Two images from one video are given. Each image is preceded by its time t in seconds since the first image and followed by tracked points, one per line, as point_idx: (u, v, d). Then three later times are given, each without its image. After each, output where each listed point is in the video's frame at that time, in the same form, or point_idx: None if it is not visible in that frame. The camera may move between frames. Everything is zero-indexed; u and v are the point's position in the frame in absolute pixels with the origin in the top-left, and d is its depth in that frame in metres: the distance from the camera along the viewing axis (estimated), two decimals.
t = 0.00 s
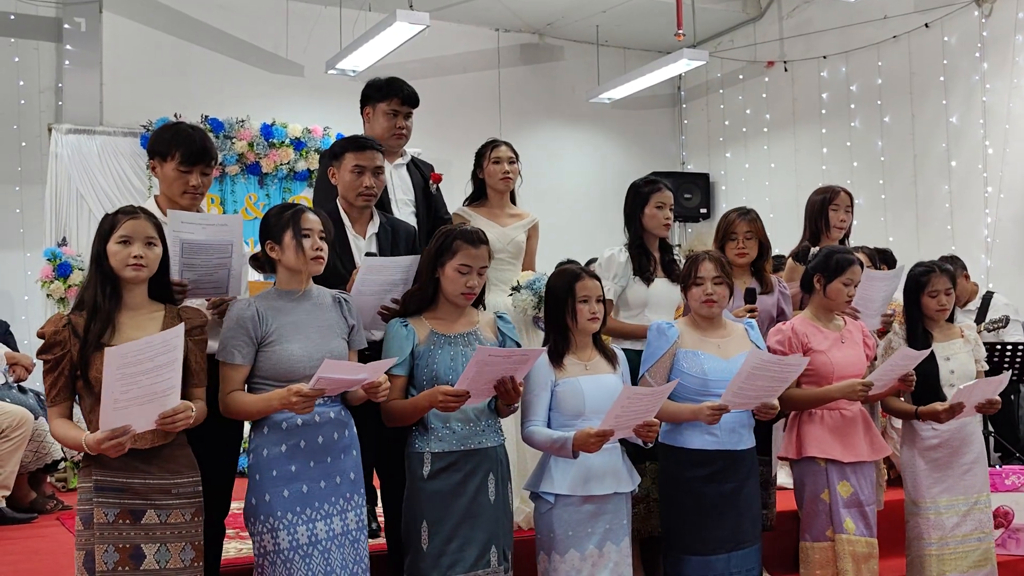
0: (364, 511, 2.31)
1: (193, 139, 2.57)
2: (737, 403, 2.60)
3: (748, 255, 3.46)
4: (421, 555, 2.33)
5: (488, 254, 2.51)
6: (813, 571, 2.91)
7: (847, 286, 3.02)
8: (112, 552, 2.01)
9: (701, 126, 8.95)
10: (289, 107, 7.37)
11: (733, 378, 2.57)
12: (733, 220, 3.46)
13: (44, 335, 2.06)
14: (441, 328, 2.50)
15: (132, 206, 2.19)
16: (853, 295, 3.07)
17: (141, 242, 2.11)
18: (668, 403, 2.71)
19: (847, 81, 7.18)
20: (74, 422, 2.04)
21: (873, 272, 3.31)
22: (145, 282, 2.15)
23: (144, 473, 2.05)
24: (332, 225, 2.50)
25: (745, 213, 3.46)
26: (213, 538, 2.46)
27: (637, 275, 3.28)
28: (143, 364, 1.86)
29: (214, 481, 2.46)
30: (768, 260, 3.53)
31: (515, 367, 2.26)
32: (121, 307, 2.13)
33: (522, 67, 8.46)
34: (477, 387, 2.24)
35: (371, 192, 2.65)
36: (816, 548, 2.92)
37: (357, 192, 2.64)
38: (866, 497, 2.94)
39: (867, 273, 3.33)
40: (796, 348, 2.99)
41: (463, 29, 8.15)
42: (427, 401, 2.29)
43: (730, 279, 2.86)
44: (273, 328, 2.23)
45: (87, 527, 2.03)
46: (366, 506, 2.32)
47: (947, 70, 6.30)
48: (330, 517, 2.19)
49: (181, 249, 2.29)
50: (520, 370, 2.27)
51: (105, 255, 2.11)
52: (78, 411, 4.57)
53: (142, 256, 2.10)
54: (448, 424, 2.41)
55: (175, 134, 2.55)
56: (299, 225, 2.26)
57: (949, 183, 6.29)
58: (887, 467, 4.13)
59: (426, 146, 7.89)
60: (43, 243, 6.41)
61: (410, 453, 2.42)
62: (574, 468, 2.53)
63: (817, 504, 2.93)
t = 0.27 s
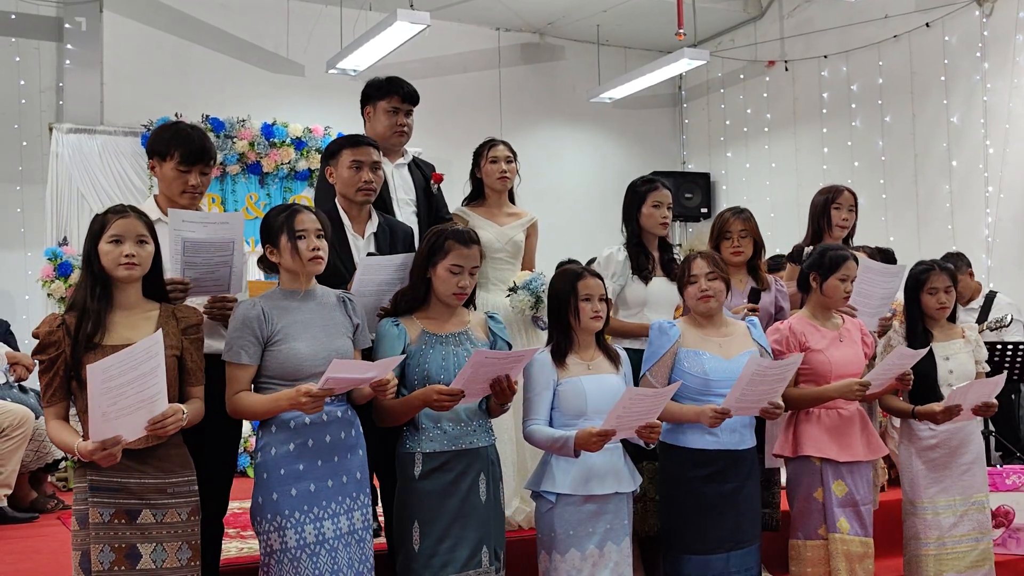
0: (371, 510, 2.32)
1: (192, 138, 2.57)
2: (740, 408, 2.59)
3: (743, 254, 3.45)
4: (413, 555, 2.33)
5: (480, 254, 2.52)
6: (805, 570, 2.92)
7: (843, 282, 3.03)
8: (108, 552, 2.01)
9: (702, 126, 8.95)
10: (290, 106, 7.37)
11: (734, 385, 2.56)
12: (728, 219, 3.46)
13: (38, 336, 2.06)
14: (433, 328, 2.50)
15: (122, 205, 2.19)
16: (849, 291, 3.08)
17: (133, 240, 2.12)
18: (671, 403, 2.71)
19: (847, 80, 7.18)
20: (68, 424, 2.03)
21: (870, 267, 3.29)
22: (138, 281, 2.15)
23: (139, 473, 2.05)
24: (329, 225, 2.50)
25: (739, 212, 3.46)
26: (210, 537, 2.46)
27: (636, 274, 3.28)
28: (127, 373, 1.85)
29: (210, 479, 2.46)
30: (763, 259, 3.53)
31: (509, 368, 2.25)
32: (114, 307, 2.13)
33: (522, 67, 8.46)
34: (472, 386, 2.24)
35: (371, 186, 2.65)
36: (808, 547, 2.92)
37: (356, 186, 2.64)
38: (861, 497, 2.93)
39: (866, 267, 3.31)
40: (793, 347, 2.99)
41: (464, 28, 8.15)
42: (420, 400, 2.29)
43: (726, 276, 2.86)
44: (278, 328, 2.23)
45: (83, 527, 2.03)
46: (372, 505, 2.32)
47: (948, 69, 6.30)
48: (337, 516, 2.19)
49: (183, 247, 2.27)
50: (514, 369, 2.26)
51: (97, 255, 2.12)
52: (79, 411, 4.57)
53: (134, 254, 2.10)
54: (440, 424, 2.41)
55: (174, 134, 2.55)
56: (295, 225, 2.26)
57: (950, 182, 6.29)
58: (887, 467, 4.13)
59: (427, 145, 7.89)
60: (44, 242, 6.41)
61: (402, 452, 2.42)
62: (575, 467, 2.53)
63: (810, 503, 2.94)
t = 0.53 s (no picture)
0: (371, 511, 2.31)
1: (192, 138, 2.57)
2: (729, 412, 2.60)
3: (739, 254, 3.45)
4: (408, 556, 2.33)
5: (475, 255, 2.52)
6: (798, 570, 2.92)
7: (839, 280, 3.03)
8: (111, 552, 2.01)
9: (702, 126, 8.95)
10: (291, 106, 7.37)
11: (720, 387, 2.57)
12: (723, 220, 3.46)
13: (41, 333, 2.05)
14: (426, 328, 2.50)
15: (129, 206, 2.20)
16: (847, 290, 3.08)
17: (139, 239, 2.12)
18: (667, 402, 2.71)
19: (848, 80, 7.18)
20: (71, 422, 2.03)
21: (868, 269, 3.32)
22: (143, 280, 2.16)
23: (141, 473, 2.05)
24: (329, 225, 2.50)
25: (735, 212, 3.46)
26: (212, 537, 2.47)
27: (633, 274, 3.29)
28: (136, 368, 1.86)
29: (210, 478, 2.46)
30: (758, 258, 3.55)
31: (501, 371, 2.26)
32: (118, 305, 2.13)
33: (523, 67, 8.46)
34: (466, 387, 2.24)
35: (367, 183, 2.65)
36: (801, 547, 2.92)
37: (352, 184, 2.64)
38: (855, 497, 2.93)
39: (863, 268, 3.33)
40: (789, 347, 3.00)
41: (465, 28, 8.15)
42: (415, 401, 2.29)
43: (721, 276, 2.85)
44: (280, 328, 2.23)
45: (85, 527, 2.03)
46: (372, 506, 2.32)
47: (948, 69, 6.30)
48: (335, 516, 2.19)
49: (185, 248, 2.28)
50: (508, 372, 2.28)
51: (103, 254, 2.12)
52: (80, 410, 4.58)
53: (140, 253, 2.11)
54: (434, 424, 2.41)
55: (173, 134, 2.56)
56: (290, 226, 2.26)
57: (951, 182, 6.29)
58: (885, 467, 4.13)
59: (427, 145, 7.90)
60: (45, 242, 6.41)
61: (397, 452, 2.42)
62: (579, 466, 2.54)
63: (802, 503, 2.94)
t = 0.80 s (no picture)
0: (365, 511, 2.30)
1: (193, 138, 2.57)
2: (725, 409, 2.58)
3: (739, 253, 3.45)
4: (410, 555, 2.33)
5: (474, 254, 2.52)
6: (798, 569, 2.92)
7: (835, 279, 3.03)
8: (120, 550, 2.01)
9: (702, 125, 8.95)
10: (292, 105, 7.37)
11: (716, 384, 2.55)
12: (723, 219, 3.46)
13: (52, 329, 2.04)
14: (425, 328, 2.50)
15: (144, 205, 2.20)
16: (844, 289, 3.07)
17: (154, 239, 2.12)
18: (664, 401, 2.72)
19: (848, 79, 7.18)
20: (79, 420, 2.02)
21: (864, 267, 3.33)
22: (156, 280, 2.16)
23: (152, 473, 2.06)
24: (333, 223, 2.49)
25: (736, 212, 3.47)
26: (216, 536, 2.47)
27: (630, 273, 3.29)
28: (169, 367, 1.86)
29: (216, 477, 2.46)
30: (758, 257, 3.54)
31: (504, 367, 2.26)
32: (131, 304, 2.13)
33: (523, 65, 8.46)
34: (469, 385, 2.24)
35: (366, 184, 2.65)
36: (801, 546, 2.93)
37: (351, 184, 2.64)
38: (855, 496, 2.93)
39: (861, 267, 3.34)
40: (786, 348, 3.00)
41: (466, 27, 8.14)
42: (416, 400, 2.29)
43: (719, 275, 2.85)
44: (276, 325, 2.24)
45: (94, 525, 2.05)
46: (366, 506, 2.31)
47: (949, 68, 6.30)
48: (325, 517, 2.19)
49: (185, 247, 2.28)
50: (512, 368, 2.28)
51: (117, 252, 2.12)
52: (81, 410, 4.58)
53: (155, 253, 2.11)
54: (435, 423, 2.42)
55: (174, 133, 2.56)
56: (290, 223, 2.27)
57: (952, 181, 6.29)
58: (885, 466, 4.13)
59: (428, 144, 7.90)
60: (45, 241, 6.41)
61: (398, 451, 2.42)
62: (583, 463, 2.54)
63: (802, 502, 2.95)
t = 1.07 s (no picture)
0: (359, 512, 2.29)
1: (194, 136, 2.57)
2: (728, 410, 2.60)
3: (738, 252, 3.45)
4: (413, 554, 2.33)
5: (478, 253, 2.52)
6: (803, 569, 2.91)
7: (834, 279, 3.03)
8: (125, 548, 2.01)
9: (702, 125, 8.95)
10: (292, 104, 7.37)
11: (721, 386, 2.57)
12: (721, 218, 3.46)
13: (61, 327, 2.05)
14: (430, 327, 2.50)
15: (160, 206, 2.22)
16: (842, 288, 3.07)
17: (169, 241, 2.14)
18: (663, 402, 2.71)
19: (849, 79, 7.17)
20: (88, 417, 2.02)
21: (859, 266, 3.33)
22: (166, 281, 2.17)
23: (161, 473, 2.06)
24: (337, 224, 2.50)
25: (733, 211, 3.47)
26: (219, 535, 2.47)
27: (627, 273, 3.28)
28: (199, 368, 1.88)
29: (222, 477, 2.46)
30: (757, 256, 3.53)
31: (510, 366, 2.27)
32: (142, 303, 2.14)
33: (524, 65, 8.46)
34: (473, 383, 2.24)
35: (365, 186, 2.65)
36: (807, 546, 2.92)
37: (351, 186, 2.64)
38: (858, 495, 2.93)
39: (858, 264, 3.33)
40: (787, 348, 2.99)
41: (466, 27, 8.14)
42: (421, 400, 2.29)
43: (718, 276, 2.86)
44: (271, 323, 2.24)
45: (100, 523, 2.03)
46: (360, 507, 2.30)
47: (950, 67, 6.30)
48: (315, 516, 2.19)
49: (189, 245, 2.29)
50: (517, 368, 2.28)
51: (132, 251, 2.13)
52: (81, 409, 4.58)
53: (168, 254, 2.13)
54: (440, 423, 2.42)
55: (175, 132, 2.56)
56: (295, 221, 2.27)
57: (952, 180, 6.29)
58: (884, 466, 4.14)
59: (428, 144, 7.90)
60: (46, 240, 6.41)
61: (403, 451, 2.42)
62: (584, 462, 2.54)
63: (807, 502, 2.94)
